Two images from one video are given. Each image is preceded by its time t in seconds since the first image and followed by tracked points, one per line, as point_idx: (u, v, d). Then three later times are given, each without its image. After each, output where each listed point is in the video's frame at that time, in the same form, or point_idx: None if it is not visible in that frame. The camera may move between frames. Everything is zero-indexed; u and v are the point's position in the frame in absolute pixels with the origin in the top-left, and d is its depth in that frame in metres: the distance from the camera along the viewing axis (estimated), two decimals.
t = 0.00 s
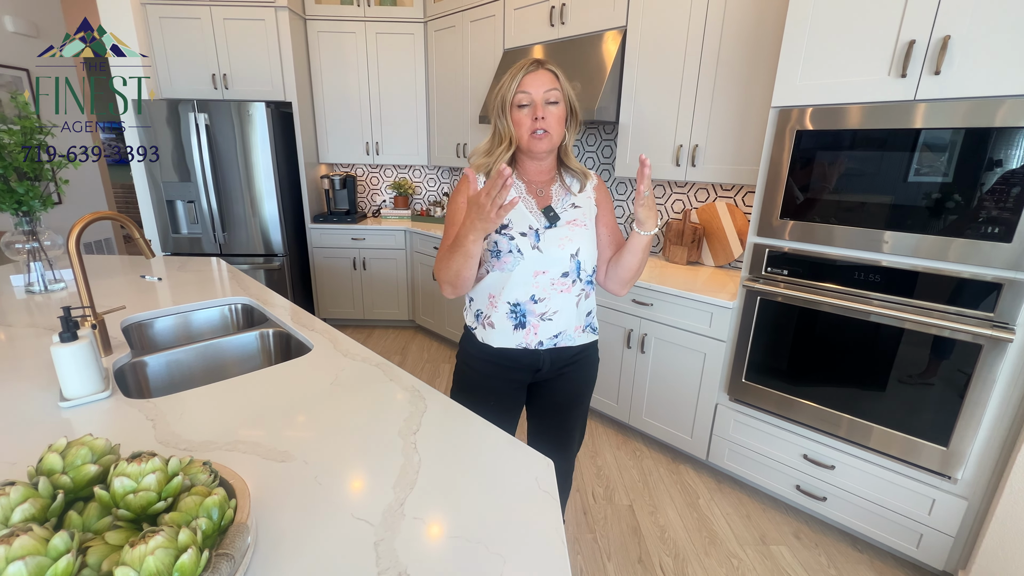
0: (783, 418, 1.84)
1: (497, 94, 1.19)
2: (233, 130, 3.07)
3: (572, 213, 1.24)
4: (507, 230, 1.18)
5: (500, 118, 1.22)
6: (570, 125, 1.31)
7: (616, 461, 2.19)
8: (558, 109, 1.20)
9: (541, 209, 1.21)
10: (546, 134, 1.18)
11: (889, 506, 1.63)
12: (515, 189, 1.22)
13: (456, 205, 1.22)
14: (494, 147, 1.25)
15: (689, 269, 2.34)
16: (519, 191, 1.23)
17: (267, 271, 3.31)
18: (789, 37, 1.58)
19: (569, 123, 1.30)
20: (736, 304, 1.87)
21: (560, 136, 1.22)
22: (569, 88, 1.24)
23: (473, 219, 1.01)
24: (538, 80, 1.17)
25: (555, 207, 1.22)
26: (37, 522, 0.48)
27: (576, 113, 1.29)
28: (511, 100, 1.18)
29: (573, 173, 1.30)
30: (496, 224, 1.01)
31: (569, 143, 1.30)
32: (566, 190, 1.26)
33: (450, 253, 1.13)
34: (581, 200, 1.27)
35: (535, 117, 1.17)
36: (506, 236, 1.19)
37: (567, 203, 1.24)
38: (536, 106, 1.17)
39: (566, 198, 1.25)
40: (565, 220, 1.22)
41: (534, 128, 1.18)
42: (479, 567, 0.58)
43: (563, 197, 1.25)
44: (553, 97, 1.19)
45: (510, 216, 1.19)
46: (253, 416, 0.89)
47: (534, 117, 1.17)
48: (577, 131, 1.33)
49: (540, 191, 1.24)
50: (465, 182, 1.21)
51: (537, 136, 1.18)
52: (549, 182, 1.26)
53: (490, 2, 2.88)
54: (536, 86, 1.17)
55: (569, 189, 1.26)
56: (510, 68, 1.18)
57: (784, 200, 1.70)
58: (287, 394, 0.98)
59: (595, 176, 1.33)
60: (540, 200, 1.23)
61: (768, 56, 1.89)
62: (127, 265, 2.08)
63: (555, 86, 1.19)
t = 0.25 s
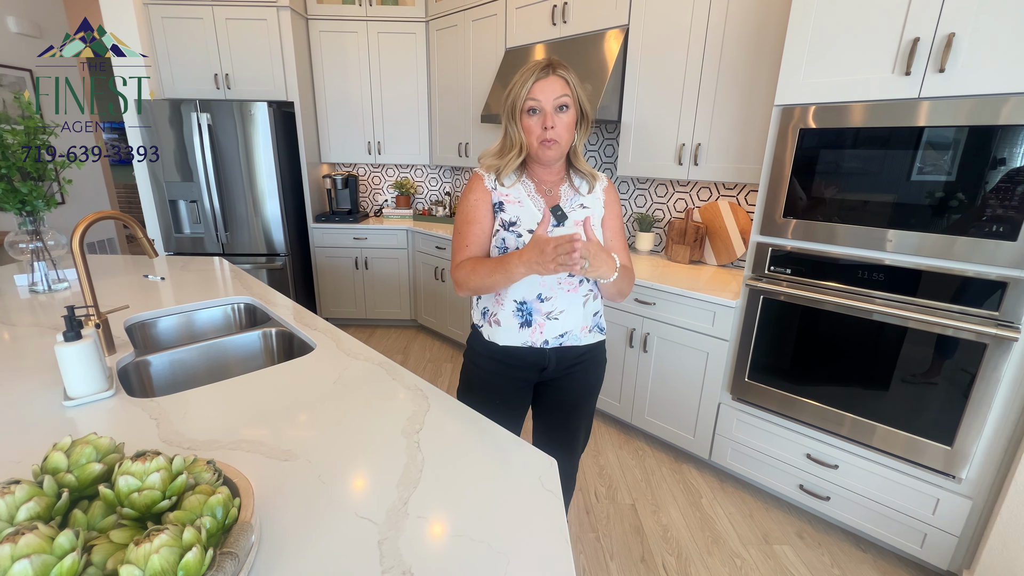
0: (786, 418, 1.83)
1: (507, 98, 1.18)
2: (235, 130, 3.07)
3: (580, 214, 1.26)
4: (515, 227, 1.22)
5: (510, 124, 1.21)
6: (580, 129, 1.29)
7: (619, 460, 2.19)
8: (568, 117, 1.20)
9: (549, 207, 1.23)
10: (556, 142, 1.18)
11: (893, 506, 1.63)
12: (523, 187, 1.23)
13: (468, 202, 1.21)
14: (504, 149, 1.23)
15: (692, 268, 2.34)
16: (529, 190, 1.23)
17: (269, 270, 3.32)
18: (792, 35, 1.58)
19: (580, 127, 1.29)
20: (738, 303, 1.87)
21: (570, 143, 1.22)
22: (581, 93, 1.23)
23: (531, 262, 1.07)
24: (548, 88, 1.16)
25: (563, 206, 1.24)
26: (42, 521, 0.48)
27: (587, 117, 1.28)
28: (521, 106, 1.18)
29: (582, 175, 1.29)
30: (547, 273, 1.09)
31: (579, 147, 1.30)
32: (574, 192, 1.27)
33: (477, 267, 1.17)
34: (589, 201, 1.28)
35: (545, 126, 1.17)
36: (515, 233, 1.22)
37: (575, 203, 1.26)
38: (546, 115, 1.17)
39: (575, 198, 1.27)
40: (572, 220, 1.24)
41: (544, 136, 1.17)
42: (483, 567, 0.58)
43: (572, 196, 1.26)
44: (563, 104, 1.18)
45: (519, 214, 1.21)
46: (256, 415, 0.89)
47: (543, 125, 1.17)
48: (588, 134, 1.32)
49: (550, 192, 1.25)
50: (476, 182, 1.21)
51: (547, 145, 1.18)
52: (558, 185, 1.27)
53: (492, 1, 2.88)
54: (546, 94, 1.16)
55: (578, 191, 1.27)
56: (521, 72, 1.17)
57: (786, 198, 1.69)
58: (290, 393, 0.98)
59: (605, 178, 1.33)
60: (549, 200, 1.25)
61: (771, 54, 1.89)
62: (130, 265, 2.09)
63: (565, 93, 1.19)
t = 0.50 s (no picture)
0: (789, 418, 1.83)
1: (514, 100, 1.19)
2: (238, 130, 3.08)
3: (585, 216, 1.26)
4: (519, 227, 1.22)
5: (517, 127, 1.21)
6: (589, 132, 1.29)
7: (621, 460, 2.19)
8: (575, 121, 1.20)
9: (554, 209, 1.23)
10: (562, 148, 1.18)
11: (897, 507, 1.62)
12: (529, 188, 1.22)
13: (472, 202, 1.22)
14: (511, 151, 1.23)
15: (694, 268, 2.33)
16: (534, 190, 1.23)
17: (272, 270, 3.33)
18: (795, 34, 1.57)
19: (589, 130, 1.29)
20: (741, 303, 1.86)
21: (576, 147, 1.22)
22: (589, 96, 1.22)
23: (526, 271, 1.08)
24: (556, 92, 1.16)
25: (568, 208, 1.24)
26: (48, 520, 0.48)
27: (595, 120, 1.28)
28: (529, 110, 1.18)
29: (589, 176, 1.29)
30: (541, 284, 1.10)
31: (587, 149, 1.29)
32: (580, 193, 1.27)
33: (477, 269, 1.17)
34: (595, 203, 1.27)
35: (552, 131, 1.17)
36: (518, 234, 1.22)
37: (580, 205, 1.26)
38: (553, 119, 1.17)
39: (580, 200, 1.26)
40: (577, 222, 1.24)
41: (551, 141, 1.18)
42: (486, 567, 0.58)
43: (577, 198, 1.26)
44: (570, 109, 1.18)
45: (523, 214, 1.21)
46: (260, 415, 0.89)
47: (550, 130, 1.17)
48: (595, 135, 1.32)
49: (556, 194, 1.26)
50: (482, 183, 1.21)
51: (554, 150, 1.19)
52: (565, 188, 1.27)
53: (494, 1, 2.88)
54: (553, 99, 1.16)
55: (584, 192, 1.27)
56: (529, 74, 1.17)
57: (790, 199, 1.69)
58: (293, 393, 0.98)
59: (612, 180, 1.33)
60: (555, 201, 1.25)
61: (774, 54, 1.88)
62: (134, 265, 2.09)
63: (573, 97, 1.18)
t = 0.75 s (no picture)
0: (792, 418, 1.83)
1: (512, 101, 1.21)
2: (242, 130, 3.09)
3: (586, 217, 1.24)
4: (518, 227, 1.21)
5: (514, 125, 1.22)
6: (591, 128, 1.27)
7: (624, 460, 2.19)
8: (571, 116, 1.19)
9: (554, 209, 1.22)
10: (556, 143, 1.18)
11: (901, 507, 1.62)
12: (529, 188, 1.22)
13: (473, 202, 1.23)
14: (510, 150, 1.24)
15: (697, 267, 2.33)
16: (534, 190, 1.22)
17: (275, 269, 3.33)
18: (799, 32, 1.57)
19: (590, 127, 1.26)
20: (745, 302, 1.86)
21: (574, 143, 1.21)
22: (587, 91, 1.21)
23: (511, 286, 1.07)
24: (549, 87, 1.16)
25: (569, 209, 1.23)
26: (55, 517, 0.48)
27: (596, 116, 1.25)
28: (523, 107, 1.19)
29: (591, 176, 1.28)
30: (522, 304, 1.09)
31: (589, 146, 1.27)
32: (583, 194, 1.25)
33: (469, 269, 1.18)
34: (596, 205, 1.26)
35: (545, 126, 1.17)
36: (517, 233, 1.22)
37: (582, 206, 1.24)
38: (546, 115, 1.17)
39: (582, 201, 1.24)
40: (577, 223, 1.23)
41: (545, 136, 1.17)
42: (489, 566, 0.58)
43: (579, 199, 1.24)
44: (565, 104, 1.18)
45: (523, 215, 1.20)
46: (263, 413, 0.90)
47: (544, 126, 1.17)
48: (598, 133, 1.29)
49: (558, 193, 1.25)
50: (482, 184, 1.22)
51: (548, 146, 1.18)
52: (567, 185, 1.26)
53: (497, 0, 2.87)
54: (546, 94, 1.16)
55: (586, 193, 1.25)
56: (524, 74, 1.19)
57: (793, 198, 1.68)
58: (296, 392, 0.98)
59: (615, 180, 1.30)
60: (556, 201, 1.23)
61: (777, 52, 1.87)
62: (138, 264, 2.10)
63: (568, 92, 1.18)
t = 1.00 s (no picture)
0: (796, 417, 1.82)
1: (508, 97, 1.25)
2: (245, 128, 3.10)
3: (575, 217, 1.22)
4: (504, 225, 1.24)
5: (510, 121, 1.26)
6: (586, 124, 1.25)
7: (626, 458, 2.19)
8: (558, 109, 1.19)
9: (544, 208, 1.22)
10: (541, 136, 1.19)
11: (904, 506, 1.61)
12: (521, 185, 1.26)
13: (466, 199, 1.30)
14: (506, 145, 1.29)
15: (700, 265, 2.32)
16: (526, 187, 1.25)
17: (278, 267, 3.34)
18: (804, 29, 1.56)
19: (584, 124, 1.25)
20: (748, 301, 1.85)
21: (563, 136, 1.21)
22: (579, 84, 1.21)
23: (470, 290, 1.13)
24: (535, 81, 1.18)
25: (558, 208, 1.23)
26: (59, 513, 0.49)
27: (591, 111, 1.24)
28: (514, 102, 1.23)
29: (587, 175, 1.26)
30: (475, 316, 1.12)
31: (583, 142, 1.26)
32: (575, 194, 1.25)
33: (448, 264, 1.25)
34: (589, 205, 1.24)
35: (531, 119, 1.19)
36: (502, 230, 1.24)
37: (572, 206, 1.23)
38: (532, 108, 1.19)
39: (574, 201, 1.24)
40: (565, 223, 1.22)
41: (531, 129, 1.19)
42: (491, 564, 0.58)
43: (571, 199, 1.24)
44: (552, 96, 1.18)
45: (511, 212, 1.23)
46: (266, 410, 0.90)
47: (530, 119, 1.19)
48: (596, 130, 1.27)
49: (549, 189, 1.26)
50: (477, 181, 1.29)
51: (534, 139, 1.20)
52: (559, 180, 1.26)
53: None
54: (533, 87, 1.19)
55: (578, 193, 1.24)
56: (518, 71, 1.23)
57: (797, 197, 1.67)
58: (299, 390, 0.99)
59: (614, 179, 1.27)
60: (546, 198, 1.25)
61: (782, 49, 1.86)
62: (142, 262, 2.11)
63: (555, 85, 1.19)
